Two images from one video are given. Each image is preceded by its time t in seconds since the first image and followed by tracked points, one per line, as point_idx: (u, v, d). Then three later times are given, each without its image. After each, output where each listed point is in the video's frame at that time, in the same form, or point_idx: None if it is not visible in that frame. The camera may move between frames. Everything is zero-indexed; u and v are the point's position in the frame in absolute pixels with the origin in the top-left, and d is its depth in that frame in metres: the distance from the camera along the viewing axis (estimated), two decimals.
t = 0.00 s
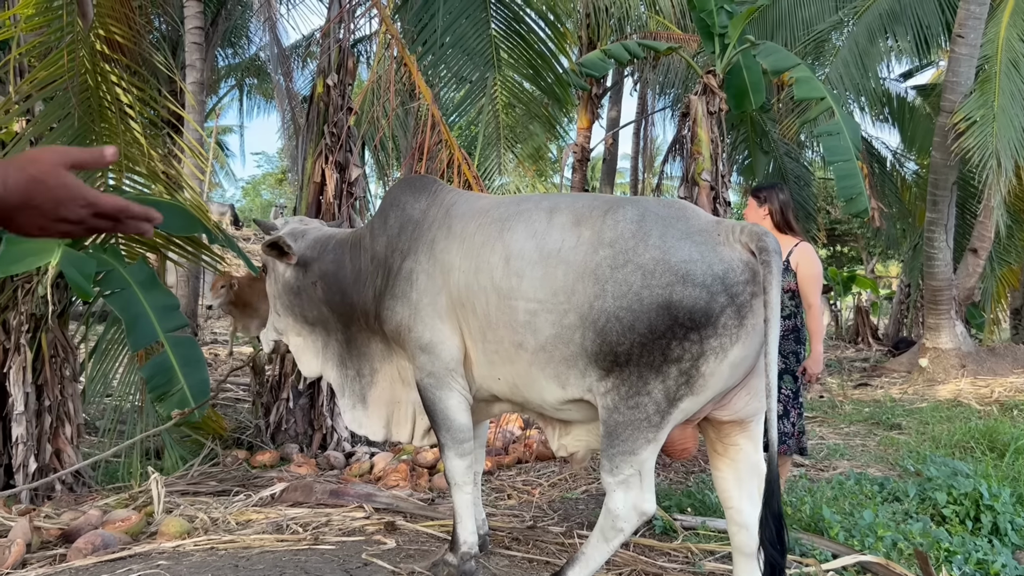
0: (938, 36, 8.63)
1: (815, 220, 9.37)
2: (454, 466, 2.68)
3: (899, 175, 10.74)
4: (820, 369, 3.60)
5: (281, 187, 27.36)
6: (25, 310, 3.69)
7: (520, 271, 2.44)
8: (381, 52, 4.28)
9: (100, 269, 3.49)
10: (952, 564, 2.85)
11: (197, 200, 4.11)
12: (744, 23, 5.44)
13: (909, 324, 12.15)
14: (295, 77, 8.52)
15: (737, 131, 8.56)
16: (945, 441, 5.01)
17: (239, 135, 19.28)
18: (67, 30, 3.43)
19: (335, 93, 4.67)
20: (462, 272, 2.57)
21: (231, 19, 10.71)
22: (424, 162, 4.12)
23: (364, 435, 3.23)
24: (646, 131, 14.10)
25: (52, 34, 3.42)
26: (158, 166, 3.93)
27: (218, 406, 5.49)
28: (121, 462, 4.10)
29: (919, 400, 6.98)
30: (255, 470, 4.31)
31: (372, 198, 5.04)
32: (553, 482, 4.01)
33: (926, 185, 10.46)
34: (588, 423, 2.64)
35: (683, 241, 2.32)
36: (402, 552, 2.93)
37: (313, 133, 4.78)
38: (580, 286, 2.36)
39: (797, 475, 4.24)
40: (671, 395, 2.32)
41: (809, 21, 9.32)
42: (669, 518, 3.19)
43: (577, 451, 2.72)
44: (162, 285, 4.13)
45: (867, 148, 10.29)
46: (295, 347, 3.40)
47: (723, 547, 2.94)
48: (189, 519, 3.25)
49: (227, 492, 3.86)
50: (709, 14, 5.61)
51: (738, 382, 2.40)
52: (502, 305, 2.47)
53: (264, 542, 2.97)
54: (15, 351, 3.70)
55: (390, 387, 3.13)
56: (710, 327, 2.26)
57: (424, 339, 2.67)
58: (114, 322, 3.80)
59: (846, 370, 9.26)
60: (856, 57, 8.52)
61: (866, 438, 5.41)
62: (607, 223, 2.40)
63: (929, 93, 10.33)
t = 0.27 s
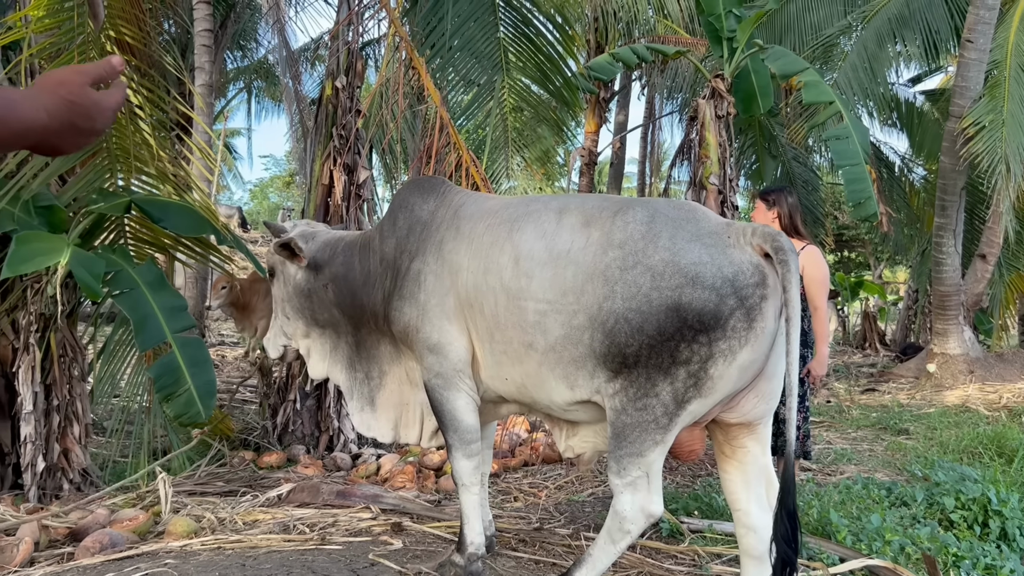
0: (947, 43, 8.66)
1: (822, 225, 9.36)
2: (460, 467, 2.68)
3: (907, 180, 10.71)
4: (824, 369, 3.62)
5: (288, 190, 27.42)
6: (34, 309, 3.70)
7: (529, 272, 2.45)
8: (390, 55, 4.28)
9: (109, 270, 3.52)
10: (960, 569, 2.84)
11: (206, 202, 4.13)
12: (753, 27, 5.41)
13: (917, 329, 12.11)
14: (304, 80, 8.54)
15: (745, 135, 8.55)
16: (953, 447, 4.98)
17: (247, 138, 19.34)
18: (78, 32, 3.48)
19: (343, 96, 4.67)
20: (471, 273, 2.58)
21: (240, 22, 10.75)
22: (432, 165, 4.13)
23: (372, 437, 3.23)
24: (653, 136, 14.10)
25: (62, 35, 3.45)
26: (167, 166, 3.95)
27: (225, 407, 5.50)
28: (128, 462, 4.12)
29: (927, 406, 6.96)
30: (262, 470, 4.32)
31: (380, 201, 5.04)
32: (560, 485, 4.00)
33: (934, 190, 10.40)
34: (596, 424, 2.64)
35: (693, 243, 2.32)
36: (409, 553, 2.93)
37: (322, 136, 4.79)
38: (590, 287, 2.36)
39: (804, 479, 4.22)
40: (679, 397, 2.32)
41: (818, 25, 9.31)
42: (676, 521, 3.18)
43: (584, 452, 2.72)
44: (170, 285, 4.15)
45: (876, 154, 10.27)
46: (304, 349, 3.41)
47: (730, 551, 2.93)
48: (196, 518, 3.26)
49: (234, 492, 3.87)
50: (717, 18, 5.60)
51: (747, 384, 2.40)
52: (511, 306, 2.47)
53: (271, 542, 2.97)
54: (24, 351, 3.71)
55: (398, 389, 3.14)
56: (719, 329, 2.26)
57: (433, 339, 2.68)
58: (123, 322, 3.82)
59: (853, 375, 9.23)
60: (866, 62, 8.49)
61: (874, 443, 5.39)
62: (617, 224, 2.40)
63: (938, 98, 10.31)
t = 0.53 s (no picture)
0: (958, 45, 8.68)
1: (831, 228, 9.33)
2: (468, 466, 2.67)
3: (916, 183, 10.67)
4: (832, 370, 3.55)
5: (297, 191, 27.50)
6: (44, 307, 3.72)
7: (538, 270, 2.45)
8: (399, 56, 4.29)
9: (120, 268, 3.54)
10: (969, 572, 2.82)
11: (216, 201, 4.15)
12: (761, 28, 5.38)
13: (926, 333, 12.06)
14: (314, 80, 8.56)
15: (754, 137, 8.54)
16: (963, 450, 4.96)
17: (256, 139, 19.40)
18: (89, 32, 3.48)
19: (353, 96, 4.68)
20: (480, 272, 2.58)
21: (250, 23, 10.79)
22: (441, 165, 4.13)
23: (384, 438, 3.23)
24: (662, 138, 14.09)
25: (74, 35, 3.47)
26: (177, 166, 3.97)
27: (234, 406, 5.52)
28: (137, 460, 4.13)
29: (936, 409, 6.93)
30: (270, 469, 4.33)
31: (388, 201, 5.05)
32: (567, 486, 4.00)
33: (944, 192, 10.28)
34: (605, 423, 2.64)
35: (704, 243, 2.32)
36: (417, 552, 2.94)
37: (331, 136, 4.79)
38: (599, 286, 2.36)
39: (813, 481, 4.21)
40: (687, 398, 2.32)
41: (828, 27, 9.30)
42: (684, 522, 3.18)
43: (593, 451, 2.72)
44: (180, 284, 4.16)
45: (885, 156, 10.24)
46: (306, 355, 3.41)
47: (738, 552, 2.92)
48: (204, 516, 3.27)
49: (242, 491, 3.88)
50: (726, 19, 5.62)
51: (756, 385, 2.39)
52: (520, 304, 2.47)
53: (279, 540, 2.98)
54: (35, 349, 3.73)
55: (410, 390, 3.14)
56: (729, 330, 2.26)
57: (442, 338, 2.68)
58: (133, 321, 3.83)
59: (862, 378, 9.20)
60: (875, 64, 8.47)
61: (883, 446, 5.38)
62: (627, 224, 2.40)
63: (948, 101, 10.27)
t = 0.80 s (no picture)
0: (966, 46, 8.57)
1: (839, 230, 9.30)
2: (476, 468, 2.68)
3: (924, 185, 10.64)
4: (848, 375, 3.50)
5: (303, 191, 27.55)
6: (53, 308, 3.75)
7: (544, 272, 2.45)
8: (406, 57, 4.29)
9: (128, 269, 3.55)
10: None
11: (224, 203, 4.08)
12: (770, 30, 5.37)
13: (933, 335, 12.01)
14: (321, 81, 8.57)
15: (761, 139, 8.52)
16: (970, 454, 4.95)
17: (263, 139, 19.44)
18: (98, 34, 3.53)
19: (360, 98, 4.68)
20: (488, 273, 2.59)
21: (257, 24, 10.81)
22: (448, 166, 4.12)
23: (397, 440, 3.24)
24: (669, 139, 14.07)
25: (83, 37, 3.52)
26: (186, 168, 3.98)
27: (240, 407, 5.53)
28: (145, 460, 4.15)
29: (943, 413, 6.91)
30: (277, 470, 4.34)
31: (395, 203, 5.05)
32: (573, 488, 4.00)
33: (951, 195, 10.29)
34: (611, 424, 2.64)
35: (710, 247, 2.32)
36: (424, 554, 2.94)
37: (338, 137, 4.80)
38: (605, 287, 2.36)
39: (819, 484, 4.20)
40: (692, 402, 2.32)
41: (835, 28, 9.29)
42: (691, 525, 3.17)
43: (600, 453, 2.72)
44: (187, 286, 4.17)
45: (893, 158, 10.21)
46: (316, 360, 3.40)
47: (744, 556, 2.92)
48: (212, 517, 3.28)
49: (249, 492, 3.89)
50: (734, 21, 5.60)
51: (761, 390, 2.39)
52: (526, 306, 2.48)
53: (286, 541, 2.99)
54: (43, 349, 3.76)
55: (420, 393, 3.15)
56: (734, 334, 2.26)
57: (450, 341, 2.69)
58: (141, 323, 3.84)
59: (869, 381, 9.17)
60: (884, 65, 8.47)
61: (889, 449, 5.36)
62: (634, 226, 2.40)
63: (956, 103, 10.24)
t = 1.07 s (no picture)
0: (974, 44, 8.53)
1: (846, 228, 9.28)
2: (483, 467, 2.67)
3: (932, 183, 10.59)
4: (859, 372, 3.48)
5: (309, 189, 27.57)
6: (61, 306, 3.77)
7: (550, 269, 2.45)
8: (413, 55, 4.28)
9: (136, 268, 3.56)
10: None
11: (231, 200, 4.10)
12: (776, 29, 5.39)
13: (940, 334, 11.98)
14: (327, 79, 8.58)
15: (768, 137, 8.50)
16: (978, 454, 4.93)
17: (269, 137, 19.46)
18: (106, 32, 3.52)
19: (367, 96, 4.67)
20: (494, 271, 2.58)
21: (264, 22, 10.81)
22: (455, 164, 4.11)
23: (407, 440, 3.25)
24: (676, 137, 14.05)
25: (91, 35, 3.51)
26: (193, 166, 3.96)
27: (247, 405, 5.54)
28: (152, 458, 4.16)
29: (951, 412, 6.88)
30: (283, 468, 4.34)
31: (401, 201, 5.05)
32: (579, 487, 3.99)
33: (959, 194, 10.29)
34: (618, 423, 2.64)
35: (715, 246, 2.31)
36: (430, 552, 2.94)
37: (345, 136, 4.80)
38: (610, 284, 2.36)
39: (827, 484, 4.18)
40: (693, 401, 2.32)
41: (843, 26, 9.26)
42: (698, 525, 3.16)
43: (608, 452, 2.72)
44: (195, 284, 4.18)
45: (901, 156, 10.17)
46: (327, 358, 3.41)
47: (751, 556, 2.91)
48: (218, 515, 3.29)
49: (256, 490, 3.90)
50: (741, 19, 5.59)
51: (763, 391, 2.39)
52: (532, 303, 2.47)
53: (293, 539, 2.99)
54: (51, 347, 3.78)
55: (430, 391, 3.15)
56: (735, 335, 2.25)
57: (458, 339, 2.69)
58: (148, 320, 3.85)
59: (875, 380, 9.15)
60: (891, 64, 8.45)
61: (896, 449, 5.34)
62: (640, 224, 2.40)
63: (964, 101, 10.19)
